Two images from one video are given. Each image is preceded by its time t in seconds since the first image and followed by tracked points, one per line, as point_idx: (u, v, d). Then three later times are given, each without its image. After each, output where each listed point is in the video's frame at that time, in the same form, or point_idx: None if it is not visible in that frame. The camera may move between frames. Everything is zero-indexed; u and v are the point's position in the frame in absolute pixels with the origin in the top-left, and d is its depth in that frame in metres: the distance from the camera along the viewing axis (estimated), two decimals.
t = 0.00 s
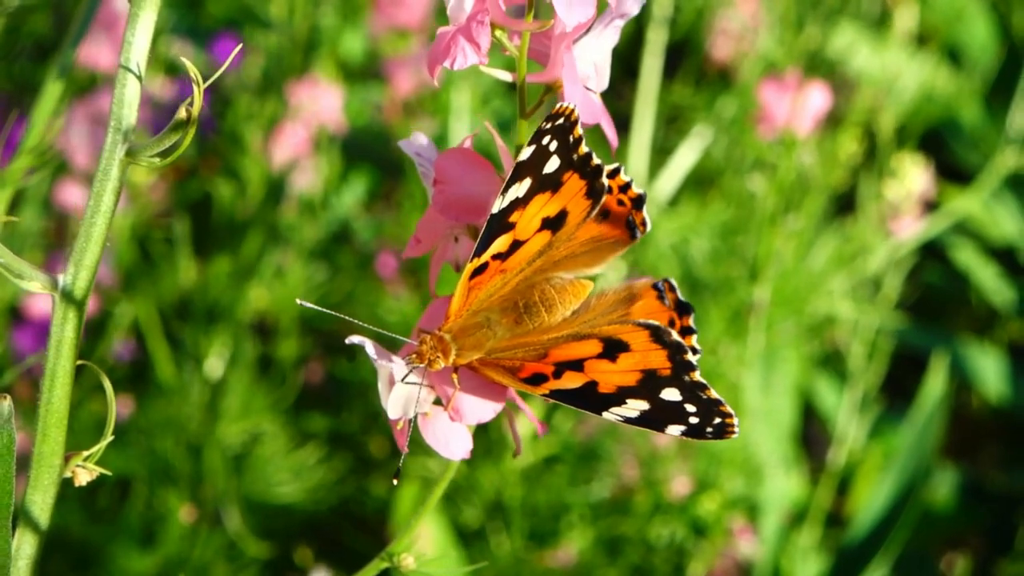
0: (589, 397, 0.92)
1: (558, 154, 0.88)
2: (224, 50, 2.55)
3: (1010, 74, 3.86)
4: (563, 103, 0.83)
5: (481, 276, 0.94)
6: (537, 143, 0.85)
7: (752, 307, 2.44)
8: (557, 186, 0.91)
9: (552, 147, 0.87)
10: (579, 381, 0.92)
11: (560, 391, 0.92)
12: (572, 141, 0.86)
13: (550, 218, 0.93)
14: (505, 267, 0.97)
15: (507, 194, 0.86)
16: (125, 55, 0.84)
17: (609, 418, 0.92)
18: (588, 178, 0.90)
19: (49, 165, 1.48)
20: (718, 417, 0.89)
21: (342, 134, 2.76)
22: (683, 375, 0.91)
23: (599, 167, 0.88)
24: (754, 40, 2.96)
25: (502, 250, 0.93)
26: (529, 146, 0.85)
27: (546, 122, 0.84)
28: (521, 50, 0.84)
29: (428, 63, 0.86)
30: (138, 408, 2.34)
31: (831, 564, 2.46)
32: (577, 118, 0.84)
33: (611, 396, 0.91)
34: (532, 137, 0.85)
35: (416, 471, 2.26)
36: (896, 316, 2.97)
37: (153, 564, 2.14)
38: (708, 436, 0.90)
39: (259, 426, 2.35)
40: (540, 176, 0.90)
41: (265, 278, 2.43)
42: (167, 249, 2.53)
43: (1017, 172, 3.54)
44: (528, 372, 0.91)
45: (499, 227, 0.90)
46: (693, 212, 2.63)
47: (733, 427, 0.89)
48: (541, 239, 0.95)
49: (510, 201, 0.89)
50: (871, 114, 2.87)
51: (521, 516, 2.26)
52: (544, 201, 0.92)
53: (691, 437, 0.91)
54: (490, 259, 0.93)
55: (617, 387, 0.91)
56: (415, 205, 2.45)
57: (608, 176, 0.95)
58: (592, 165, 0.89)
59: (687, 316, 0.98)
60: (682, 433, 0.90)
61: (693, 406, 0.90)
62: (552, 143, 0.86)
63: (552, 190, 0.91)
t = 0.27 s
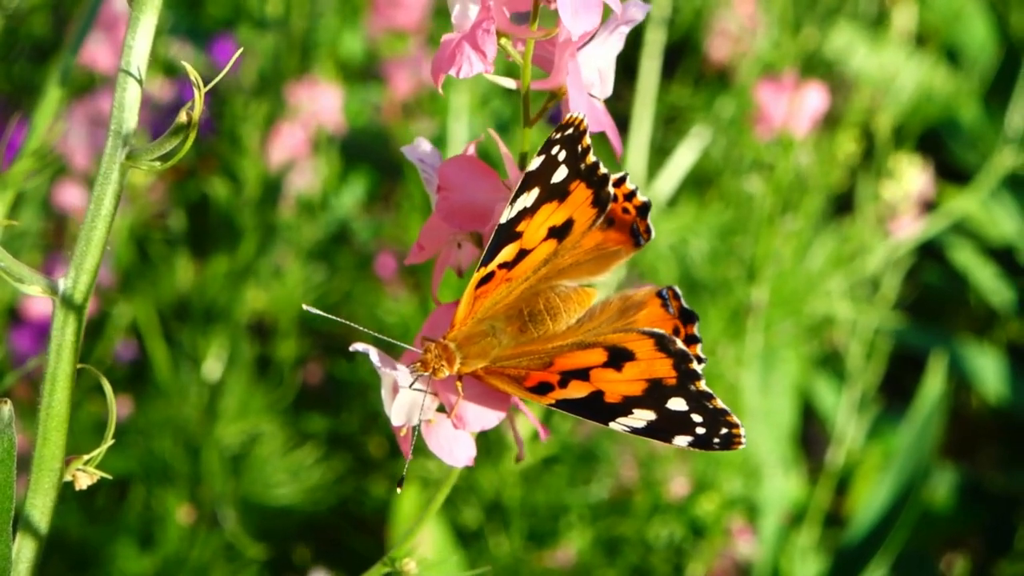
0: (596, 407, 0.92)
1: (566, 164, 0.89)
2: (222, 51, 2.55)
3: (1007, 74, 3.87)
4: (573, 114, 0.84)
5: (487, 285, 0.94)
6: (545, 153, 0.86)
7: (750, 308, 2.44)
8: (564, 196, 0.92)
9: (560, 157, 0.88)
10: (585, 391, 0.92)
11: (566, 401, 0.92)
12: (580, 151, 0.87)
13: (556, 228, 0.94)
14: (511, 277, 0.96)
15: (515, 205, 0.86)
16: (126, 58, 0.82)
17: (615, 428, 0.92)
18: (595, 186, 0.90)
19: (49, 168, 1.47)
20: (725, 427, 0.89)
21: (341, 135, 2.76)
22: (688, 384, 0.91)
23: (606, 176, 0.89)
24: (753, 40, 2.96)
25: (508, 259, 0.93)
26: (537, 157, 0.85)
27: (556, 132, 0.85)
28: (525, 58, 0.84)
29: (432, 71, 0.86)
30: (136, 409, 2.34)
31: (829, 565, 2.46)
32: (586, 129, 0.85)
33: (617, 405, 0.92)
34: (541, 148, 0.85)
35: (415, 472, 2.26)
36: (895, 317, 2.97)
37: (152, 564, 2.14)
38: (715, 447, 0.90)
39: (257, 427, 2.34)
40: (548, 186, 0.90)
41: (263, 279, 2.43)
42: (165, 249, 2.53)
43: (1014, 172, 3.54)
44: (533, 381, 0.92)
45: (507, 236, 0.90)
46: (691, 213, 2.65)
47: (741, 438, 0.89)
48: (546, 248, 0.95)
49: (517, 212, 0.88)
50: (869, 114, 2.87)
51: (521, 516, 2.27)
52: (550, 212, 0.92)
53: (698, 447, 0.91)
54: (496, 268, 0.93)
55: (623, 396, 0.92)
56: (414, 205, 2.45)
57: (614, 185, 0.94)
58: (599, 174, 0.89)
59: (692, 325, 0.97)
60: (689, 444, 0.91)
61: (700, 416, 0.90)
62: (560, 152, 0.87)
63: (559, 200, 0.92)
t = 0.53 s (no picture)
0: (602, 414, 0.92)
1: (575, 175, 0.89)
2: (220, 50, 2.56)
3: (1007, 75, 3.87)
4: (586, 128, 0.83)
5: (494, 293, 0.94)
6: (557, 166, 0.86)
7: (750, 308, 2.44)
8: (573, 206, 0.92)
9: (570, 169, 0.88)
10: (591, 398, 0.92)
11: (572, 408, 0.92)
12: (590, 161, 0.87)
13: (564, 236, 0.94)
14: (517, 283, 0.97)
15: (524, 216, 0.86)
16: (127, 60, 0.82)
17: (621, 436, 0.92)
18: (603, 196, 0.91)
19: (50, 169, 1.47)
20: (732, 434, 0.90)
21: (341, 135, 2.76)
22: (694, 391, 0.91)
23: (615, 186, 0.90)
24: (753, 40, 2.96)
25: (516, 267, 0.94)
26: (548, 171, 0.85)
27: (568, 146, 0.85)
28: (532, 63, 0.84)
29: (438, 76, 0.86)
30: (136, 410, 2.34)
31: (829, 566, 2.44)
32: (597, 142, 0.84)
33: (623, 412, 0.91)
34: (552, 161, 0.85)
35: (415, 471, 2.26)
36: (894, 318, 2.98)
37: (151, 564, 2.14)
38: (721, 454, 0.90)
39: (256, 427, 2.35)
40: (558, 198, 0.90)
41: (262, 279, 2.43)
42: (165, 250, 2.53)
43: (1014, 172, 3.55)
44: (539, 388, 0.91)
45: (515, 246, 0.90)
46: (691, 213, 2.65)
47: (747, 445, 0.90)
48: (553, 255, 0.96)
49: (526, 223, 0.89)
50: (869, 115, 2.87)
51: (520, 517, 2.28)
52: (559, 221, 0.93)
53: (704, 455, 0.91)
54: (503, 277, 0.93)
55: (629, 403, 0.91)
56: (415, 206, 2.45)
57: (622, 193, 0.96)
58: (608, 184, 0.90)
59: (698, 330, 0.97)
60: (695, 451, 0.90)
61: (706, 423, 0.90)
62: (570, 165, 0.87)
63: (568, 209, 0.92)
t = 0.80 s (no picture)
0: (604, 414, 0.92)
1: (577, 176, 0.89)
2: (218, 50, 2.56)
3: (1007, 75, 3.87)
4: (588, 130, 0.83)
5: (496, 293, 0.94)
6: (558, 168, 0.86)
7: (750, 309, 2.44)
8: (574, 207, 0.92)
9: (573, 170, 0.87)
10: (592, 399, 0.91)
11: (573, 408, 0.92)
12: (592, 163, 0.87)
13: (565, 237, 0.94)
14: (519, 284, 0.97)
15: (527, 218, 0.86)
16: (127, 60, 0.82)
17: (623, 436, 0.92)
18: (605, 196, 0.91)
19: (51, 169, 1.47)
20: (734, 435, 0.90)
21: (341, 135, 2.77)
22: (696, 392, 0.91)
23: (617, 186, 0.90)
24: (753, 40, 2.96)
25: (518, 268, 0.94)
26: (551, 173, 0.86)
27: (569, 148, 0.85)
28: (533, 63, 0.84)
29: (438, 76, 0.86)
30: (135, 410, 2.34)
31: (829, 565, 2.44)
32: (599, 144, 0.84)
33: (624, 413, 0.91)
34: (554, 162, 0.85)
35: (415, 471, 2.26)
36: (894, 318, 2.98)
37: (151, 564, 2.15)
38: (723, 454, 0.90)
39: (255, 427, 2.36)
40: (560, 199, 0.90)
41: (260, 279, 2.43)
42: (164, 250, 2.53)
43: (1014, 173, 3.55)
44: (540, 388, 0.91)
45: (516, 247, 0.90)
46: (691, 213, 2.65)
47: (749, 445, 0.90)
48: (554, 256, 0.96)
49: (528, 225, 0.88)
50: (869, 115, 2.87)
51: (521, 517, 2.28)
52: (561, 221, 0.92)
53: (706, 456, 0.91)
54: (505, 277, 0.93)
55: (631, 403, 0.91)
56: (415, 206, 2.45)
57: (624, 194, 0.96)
58: (610, 184, 0.90)
59: (699, 330, 0.97)
60: (697, 451, 0.90)
61: (708, 423, 0.90)
62: (572, 166, 0.87)
63: (570, 210, 0.92)
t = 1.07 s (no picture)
0: (600, 412, 0.92)
1: (574, 173, 0.89)
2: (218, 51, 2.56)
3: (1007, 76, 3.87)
4: (585, 128, 0.83)
5: (492, 290, 0.93)
6: (556, 165, 0.85)
7: (751, 309, 2.43)
8: (571, 205, 0.92)
9: (570, 167, 0.87)
10: (588, 396, 0.92)
11: (569, 406, 0.92)
12: (590, 159, 0.87)
13: (562, 235, 0.94)
14: (515, 281, 0.96)
15: (524, 214, 0.86)
16: (123, 59, 0.81)
17: (618, 434, 0.92)
18: (602, 194, 0.91)
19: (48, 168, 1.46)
20: (729, 434, 0.89)
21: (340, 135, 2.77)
22: (691, 390, 0.91)
23: (614, 184, 0.90)
24: (753, 41, 2.96)
25: (513, 266, 0.93)
26: (548, 169, 0.85)
27: (567, 145, 0.84)
28: (527, 60, 0.84)
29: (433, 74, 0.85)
30: (135, 411, 2.33)
31: (829, 566, 2.44)
32: (597, 141, 0.84)
33: (620, 410, 0.91)
34: (552, 159, 0.85)
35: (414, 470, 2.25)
36: (894, 318, 2.98)
37: (150, 564, 2.14)
38: (719, 453, 0.90)
39: (254, 428, 2.35)
40: (558, 196, 0.90)
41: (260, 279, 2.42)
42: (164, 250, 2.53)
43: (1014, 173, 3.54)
44: (536, 385, 0.91)
45: (513, 244, 0.90)
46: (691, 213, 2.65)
47: (745, 443, 0.90)
48: (551, 254, 0.96)
49: (525, 222, 0.88)
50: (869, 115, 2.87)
51: (521, 517, 2.27)
52: (557, 219, 0.92)
53: (701, 454, 0.91)
54: (501, 275, 0.93)
55: (626, 401, 0.91)
56: (414, 206, 2.45)
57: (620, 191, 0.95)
58: (607, 182, 0.90)
59: (695, 328, 0.96)
60: (693, 449, 0.90)
61: (703, 421, 0.90)
62: (570, 163, 0.87)
63: (567, 208, 0.92)
